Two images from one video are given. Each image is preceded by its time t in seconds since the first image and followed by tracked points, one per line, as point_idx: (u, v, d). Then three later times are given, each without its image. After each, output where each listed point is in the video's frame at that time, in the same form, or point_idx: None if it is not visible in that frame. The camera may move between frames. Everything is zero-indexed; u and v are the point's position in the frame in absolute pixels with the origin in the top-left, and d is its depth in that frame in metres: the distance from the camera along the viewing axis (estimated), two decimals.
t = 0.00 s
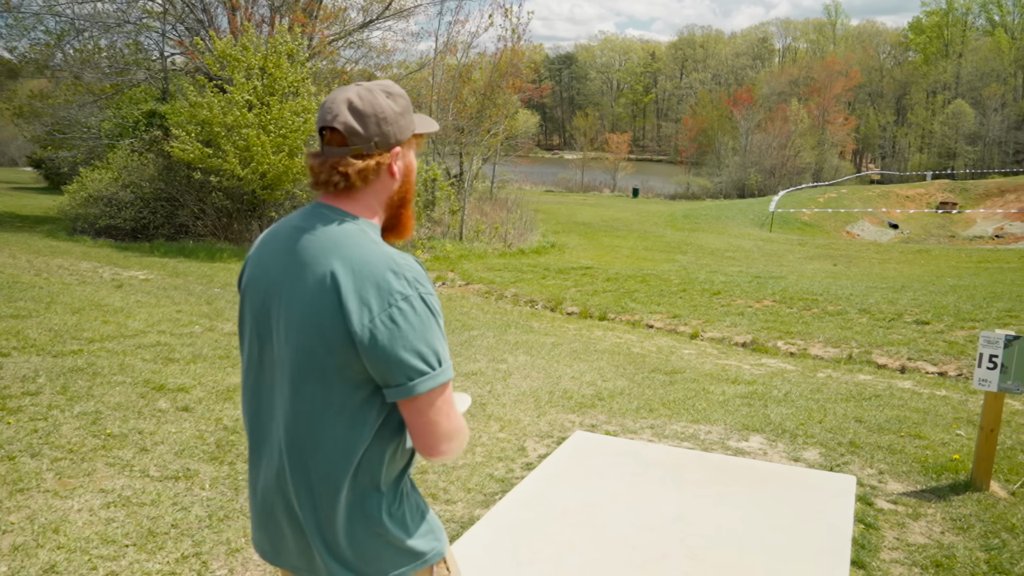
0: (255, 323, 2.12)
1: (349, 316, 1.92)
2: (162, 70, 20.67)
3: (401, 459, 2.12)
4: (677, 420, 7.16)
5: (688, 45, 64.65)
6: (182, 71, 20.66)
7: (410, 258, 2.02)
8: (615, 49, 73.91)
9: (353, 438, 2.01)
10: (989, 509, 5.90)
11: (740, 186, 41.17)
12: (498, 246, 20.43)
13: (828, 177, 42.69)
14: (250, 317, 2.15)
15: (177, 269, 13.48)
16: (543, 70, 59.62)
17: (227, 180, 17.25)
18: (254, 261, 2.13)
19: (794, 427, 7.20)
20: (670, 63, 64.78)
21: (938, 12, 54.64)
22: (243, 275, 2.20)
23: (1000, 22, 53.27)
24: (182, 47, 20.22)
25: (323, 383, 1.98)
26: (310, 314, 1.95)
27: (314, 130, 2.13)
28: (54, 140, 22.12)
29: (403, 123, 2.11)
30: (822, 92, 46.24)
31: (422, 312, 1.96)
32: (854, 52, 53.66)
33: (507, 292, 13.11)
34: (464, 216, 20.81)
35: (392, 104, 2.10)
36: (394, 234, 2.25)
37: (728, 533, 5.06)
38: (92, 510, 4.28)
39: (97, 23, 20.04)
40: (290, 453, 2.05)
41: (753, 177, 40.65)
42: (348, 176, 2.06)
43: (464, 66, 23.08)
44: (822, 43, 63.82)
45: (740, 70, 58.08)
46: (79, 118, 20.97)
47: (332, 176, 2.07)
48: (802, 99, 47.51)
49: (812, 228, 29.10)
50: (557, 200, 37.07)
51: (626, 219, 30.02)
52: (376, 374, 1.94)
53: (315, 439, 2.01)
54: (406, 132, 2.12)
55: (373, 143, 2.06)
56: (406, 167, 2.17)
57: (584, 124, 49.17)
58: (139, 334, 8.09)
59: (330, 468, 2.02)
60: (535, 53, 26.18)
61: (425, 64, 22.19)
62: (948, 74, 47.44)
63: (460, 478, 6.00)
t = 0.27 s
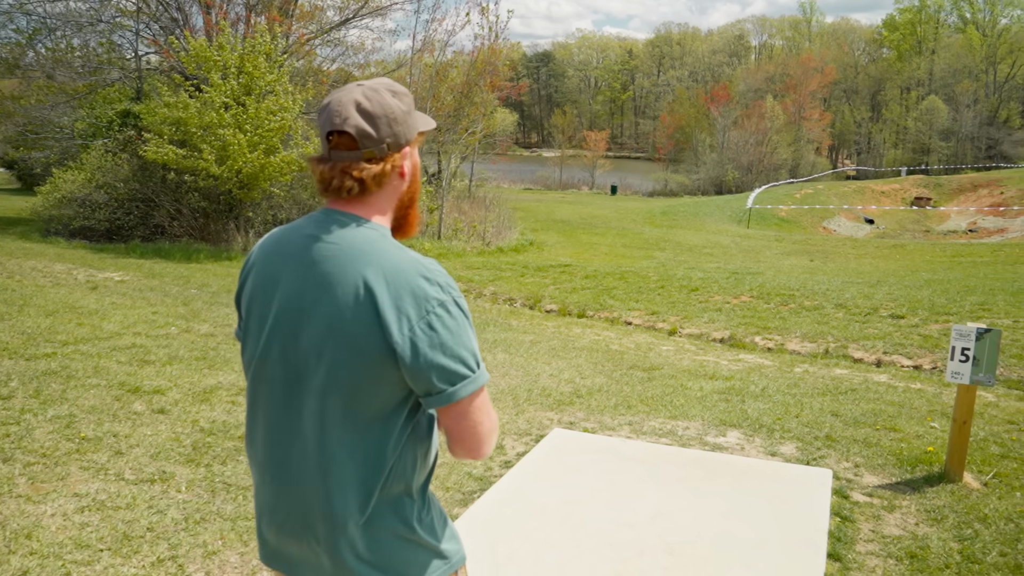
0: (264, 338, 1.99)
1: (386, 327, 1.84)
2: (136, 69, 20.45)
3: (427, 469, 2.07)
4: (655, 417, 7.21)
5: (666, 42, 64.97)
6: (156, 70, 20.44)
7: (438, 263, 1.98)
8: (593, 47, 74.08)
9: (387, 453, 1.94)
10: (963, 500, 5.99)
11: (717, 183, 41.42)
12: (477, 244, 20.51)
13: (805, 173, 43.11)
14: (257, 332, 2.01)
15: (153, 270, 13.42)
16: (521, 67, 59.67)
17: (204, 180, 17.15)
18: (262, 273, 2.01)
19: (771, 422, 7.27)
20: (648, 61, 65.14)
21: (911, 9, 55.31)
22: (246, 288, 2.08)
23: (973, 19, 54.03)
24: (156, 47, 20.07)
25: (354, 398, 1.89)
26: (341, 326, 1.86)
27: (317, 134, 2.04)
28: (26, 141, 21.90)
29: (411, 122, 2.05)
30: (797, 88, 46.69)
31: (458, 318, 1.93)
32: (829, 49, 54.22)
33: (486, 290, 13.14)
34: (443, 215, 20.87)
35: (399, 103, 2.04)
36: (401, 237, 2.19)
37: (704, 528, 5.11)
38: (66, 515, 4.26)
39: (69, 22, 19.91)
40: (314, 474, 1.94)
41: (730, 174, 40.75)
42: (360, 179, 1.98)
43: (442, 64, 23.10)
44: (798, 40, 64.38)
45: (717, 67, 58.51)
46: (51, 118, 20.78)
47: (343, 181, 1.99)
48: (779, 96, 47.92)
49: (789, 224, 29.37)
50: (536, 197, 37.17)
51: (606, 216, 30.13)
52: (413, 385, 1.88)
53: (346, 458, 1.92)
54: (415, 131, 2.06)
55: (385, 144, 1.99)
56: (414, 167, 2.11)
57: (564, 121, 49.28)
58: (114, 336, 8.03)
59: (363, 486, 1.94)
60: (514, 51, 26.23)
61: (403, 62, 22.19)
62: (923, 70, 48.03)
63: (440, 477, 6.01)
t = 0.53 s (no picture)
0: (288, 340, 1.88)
1: (425, 337, 1.76)
2: (115, 70, 20.23)
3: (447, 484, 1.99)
4: (637, 416, 7.25)
5: (647, 42, 65.29)
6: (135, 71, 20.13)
7: (475, 272, 1.90)
8: (575, 46, 74.27)
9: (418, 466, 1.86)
10: (942, 495, 6.06)
11: (700, 182, 41.62)
12: (458, 245, 20.59)
13: (786, 172, 43.44)
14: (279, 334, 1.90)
15: (133, 272, 13.36)
16: (503, 67, 59.77)
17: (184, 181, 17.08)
18: (289, 272, 1.91)
19: (753, 420, 7.32)
20: (629, 60, 65.44)
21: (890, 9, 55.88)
22: (268, 288, 1.97)
23: (950, 19, 54.67)
24: (135, 47, 19.91)
25: (388, 408, 1.80)
26: (376, 333, 1.77)
27: (355, 135, 1.94)
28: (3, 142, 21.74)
29: (454, 125, 1.98)
30: (778, 88, 47.07)
31: (497, 331, 1.86)
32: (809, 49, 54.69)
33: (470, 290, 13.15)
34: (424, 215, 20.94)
35: (442, 105, 1.96)
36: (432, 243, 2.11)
37: (685, 527, 5.13)
38: (45, 520, 4.22)
39: (46, 22, 19.58)
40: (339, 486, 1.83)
41: (712, 173, 40.99)
42: (403, 183, 1.90)
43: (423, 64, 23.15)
44: (778, 39, 64.86)
45: (698, 67, 58.87)
46: (28, 119, 20.67)
47: (383, 183, 1.90)
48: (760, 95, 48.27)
49: (771, 222, 29.59)
50: (518, 197, 37.25)
51: (589, 215, 30.23)
52: (445, 400, 1.80)
53: (376, 469, 1.83)
54: (457, 136, 1.99)
55: (428, 147, 1.91)
56: (453, 172, 2.04)
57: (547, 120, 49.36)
58: (94, 339, 7.98)
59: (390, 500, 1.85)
60: (496, 51, 26.28)
61: (384, 63, 22.22)
62: (902, 70, 48.55)
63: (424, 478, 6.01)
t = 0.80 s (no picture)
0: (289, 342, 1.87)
1: (435, 343, 1.78)
2: (106, 70, 20.10)
3: (451, 484, 2.02)
4: (631, 414, 7.27)
5: (640, 41, 65.34)
6: (127, 71, 20.07)
7: (482, 276, 1.92)
8: (568, 45, 74.28)
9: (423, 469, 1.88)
10: (934, 491, 6.09)
11: (693, 180, 41.68)
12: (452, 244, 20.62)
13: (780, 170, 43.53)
14: (278, 336, 1.88)
15: (126, 273, 13.34)
16: (497, 66, 59.72)
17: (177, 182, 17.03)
18: (291, 271, 1.89)
19: (747, 417, 7.35)
20: (622, 59, 65.50)
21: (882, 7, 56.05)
22: (267, 288, 1.96)
23: (942, 17, 54.87)
24: (126, 48, 19.84)
25: (396, 413, 1.81)
26: (385, 337, 1.77)
27: (358, 133, 1.94)
28: None
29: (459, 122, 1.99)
30: (771, 86, 47.17)
31: (504, 335, 1.88)
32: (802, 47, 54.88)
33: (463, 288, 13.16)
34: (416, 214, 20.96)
35: (447, 102, 1.97)
36: (436, 239, 2.13)
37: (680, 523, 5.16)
38: (38, 522, 4.22)
39: (37, 22, 19.48)
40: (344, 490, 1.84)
41: (705, 171, 41.14)
42: (409, 183, 1.91)
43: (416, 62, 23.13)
44: (771, 38, 64.95)
45: (691, 65, 58.97)
46: (19, 120, 20.61)
47: (388, 182, 1.90)
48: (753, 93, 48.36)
49: (765, 220, 29.67)
50: (512, 196, 37.25)
51: (583, 214, 30.25)
52: (452, 407, 1.82)
53: (382, 473, 1.84)
54: (461, 132, 2.01)
55: (433, 145, 1.92)
56: (457, 167, 2.05)
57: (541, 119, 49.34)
58: (86, 340, 7.97)
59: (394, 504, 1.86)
60: (488, 50, 26.28)
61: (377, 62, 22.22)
62: (894, 68, 48.73)
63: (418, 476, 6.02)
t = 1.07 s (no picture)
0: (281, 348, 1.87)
1: (430, 345, 1.79)
2: (105, 70, 20.16)
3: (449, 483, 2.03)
4: (630, 414, 7.27)
5: (639, 41, 65.42)
6: (126, 71, 20.10)
7: (475, 274, 1.94)
8: (566, 45, 74.31)
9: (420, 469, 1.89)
10: (933, 491, 6.09)
11: (692, 180, 41.70)
12: (451, 244, 20.63)
13: (778, 170, 43.58)
14: (270, 343, 1.88)
15: (125, 273, 13.35)
16: (496, 66, 59.76)
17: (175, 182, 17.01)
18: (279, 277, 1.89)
19: (746, 417, 7.35)
20: (621, 59, 65.59)
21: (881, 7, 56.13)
22: (255, 294, 1.95)
23: (940, 17, 54.94)
24: (125, 48, 19.85)
25: (391, 415, 1.82)
26: (379, 340, 1.78)
27: (339, 131, 1.95)
28: None
29: (441, 116, 2.00)
30: (769, 86, 47.20)
31: (497, 334, 1.90)
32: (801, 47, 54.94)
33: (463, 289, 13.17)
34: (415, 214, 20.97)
35: (428, 96, 1.97)
36: (423, 235, 2.13)
37: (678, 523, 5.16)
38: (36, 523, 4.21)
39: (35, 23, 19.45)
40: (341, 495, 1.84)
41: (704, 171, 41.18)
42: (392, 180, 1.91)
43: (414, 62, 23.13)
44: (769, 38, 65.00)
45: (690, 65, 59.00)
46: (18, 121, 20.63)
47: (370, 181, 1.91)
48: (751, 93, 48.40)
49: (764, 219, 29.68)
50: (510, 197, 37.28)
51: (582, 214, 30.27)
52: (451, 407, 1.85)
53: (378, 475, 1.85)
54: (443, 127, 2.01)
55: (415, 142, 1.92)
56: (441, 163, 2.05)
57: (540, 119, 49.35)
58: (85, 341, 7.97)
59: (392, 506, 1.87)
60: (487, 50, 26.29)
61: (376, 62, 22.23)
62: (892, 68, 48.78)
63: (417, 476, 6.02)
